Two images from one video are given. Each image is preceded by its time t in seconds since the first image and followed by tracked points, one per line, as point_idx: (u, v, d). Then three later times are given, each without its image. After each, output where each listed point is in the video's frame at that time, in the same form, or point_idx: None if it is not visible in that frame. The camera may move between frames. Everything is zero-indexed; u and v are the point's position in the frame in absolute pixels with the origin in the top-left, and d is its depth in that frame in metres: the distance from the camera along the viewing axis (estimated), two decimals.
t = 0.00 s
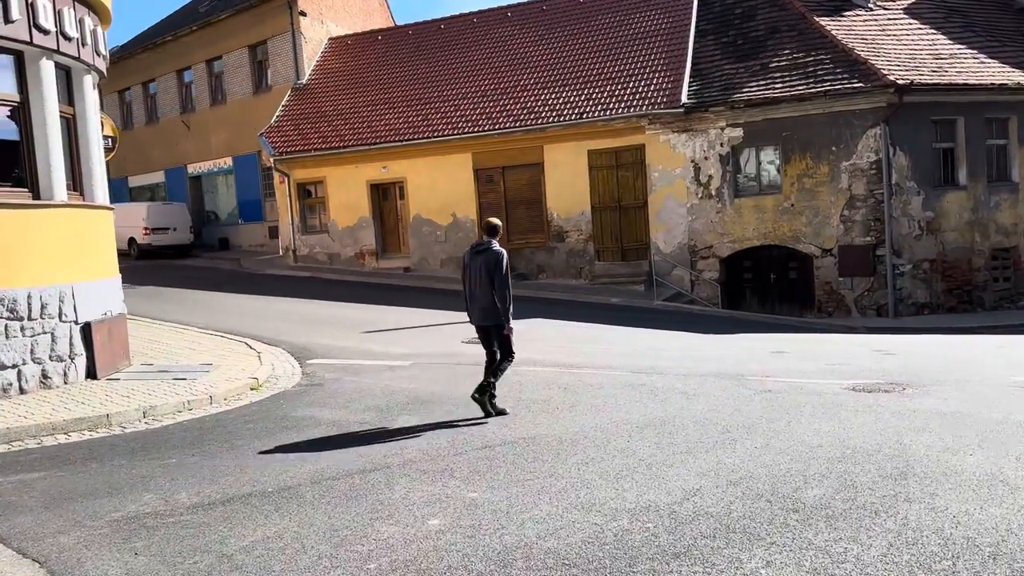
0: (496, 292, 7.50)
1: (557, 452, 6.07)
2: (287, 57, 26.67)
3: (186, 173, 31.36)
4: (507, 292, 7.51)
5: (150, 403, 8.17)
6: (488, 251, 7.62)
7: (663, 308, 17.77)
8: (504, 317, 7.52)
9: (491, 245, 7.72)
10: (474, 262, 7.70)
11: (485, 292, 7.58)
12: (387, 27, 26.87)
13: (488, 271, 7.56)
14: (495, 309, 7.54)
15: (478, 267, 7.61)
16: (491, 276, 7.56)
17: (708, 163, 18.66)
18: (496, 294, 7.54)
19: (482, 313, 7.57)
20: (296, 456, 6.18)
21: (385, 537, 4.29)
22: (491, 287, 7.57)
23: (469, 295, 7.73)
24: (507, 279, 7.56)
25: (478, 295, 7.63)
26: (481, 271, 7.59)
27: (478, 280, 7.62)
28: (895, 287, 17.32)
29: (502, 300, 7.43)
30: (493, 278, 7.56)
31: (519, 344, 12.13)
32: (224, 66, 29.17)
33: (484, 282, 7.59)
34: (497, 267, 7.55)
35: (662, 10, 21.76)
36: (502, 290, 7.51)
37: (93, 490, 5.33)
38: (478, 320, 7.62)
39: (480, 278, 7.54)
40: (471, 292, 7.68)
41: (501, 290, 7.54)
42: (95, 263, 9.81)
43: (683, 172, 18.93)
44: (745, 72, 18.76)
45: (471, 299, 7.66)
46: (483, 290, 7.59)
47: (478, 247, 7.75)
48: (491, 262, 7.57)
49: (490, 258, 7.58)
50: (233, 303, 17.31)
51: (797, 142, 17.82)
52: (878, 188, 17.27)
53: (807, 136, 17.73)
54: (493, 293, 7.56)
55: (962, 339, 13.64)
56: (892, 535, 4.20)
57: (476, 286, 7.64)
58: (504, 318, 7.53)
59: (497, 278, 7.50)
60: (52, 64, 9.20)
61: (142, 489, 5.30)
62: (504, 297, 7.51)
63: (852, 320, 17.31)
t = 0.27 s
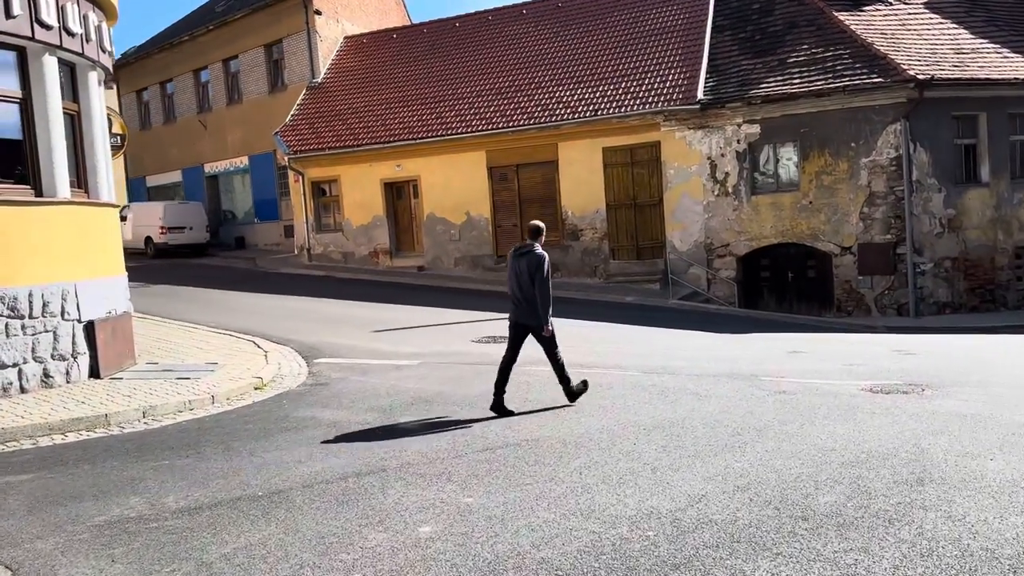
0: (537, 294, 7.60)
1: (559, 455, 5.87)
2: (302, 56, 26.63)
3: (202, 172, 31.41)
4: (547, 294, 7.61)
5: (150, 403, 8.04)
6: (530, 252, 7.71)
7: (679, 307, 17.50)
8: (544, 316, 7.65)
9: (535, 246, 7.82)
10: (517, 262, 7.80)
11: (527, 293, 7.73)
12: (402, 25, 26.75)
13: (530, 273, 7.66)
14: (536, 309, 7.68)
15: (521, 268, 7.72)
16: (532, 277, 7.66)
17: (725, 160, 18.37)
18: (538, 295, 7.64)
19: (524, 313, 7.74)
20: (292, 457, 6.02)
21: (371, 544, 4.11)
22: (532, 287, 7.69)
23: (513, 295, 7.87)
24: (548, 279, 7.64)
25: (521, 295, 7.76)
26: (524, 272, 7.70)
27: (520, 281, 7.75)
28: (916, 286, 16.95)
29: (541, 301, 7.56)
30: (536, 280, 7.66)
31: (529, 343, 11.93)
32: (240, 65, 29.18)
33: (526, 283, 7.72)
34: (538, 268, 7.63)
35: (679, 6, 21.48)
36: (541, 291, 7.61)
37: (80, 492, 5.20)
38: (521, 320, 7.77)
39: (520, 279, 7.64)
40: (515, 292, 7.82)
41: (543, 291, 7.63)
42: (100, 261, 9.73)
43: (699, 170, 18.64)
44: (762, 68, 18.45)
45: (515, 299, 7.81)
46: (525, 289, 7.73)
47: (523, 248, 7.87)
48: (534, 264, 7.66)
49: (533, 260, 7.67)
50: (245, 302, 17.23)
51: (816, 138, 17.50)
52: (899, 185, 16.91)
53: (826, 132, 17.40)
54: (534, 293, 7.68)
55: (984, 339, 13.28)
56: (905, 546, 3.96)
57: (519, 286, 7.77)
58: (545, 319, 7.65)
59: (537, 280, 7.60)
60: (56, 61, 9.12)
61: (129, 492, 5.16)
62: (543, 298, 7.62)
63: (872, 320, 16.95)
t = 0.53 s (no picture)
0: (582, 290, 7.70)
1: (561, 467, 5.67)
2: (315, 58, 26.59)
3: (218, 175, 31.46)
4: (592, 290, 7.70)
5: (150, 409, 7.93)
6: (572, 250, 7.83)
7: (693, 310, 17.25)
8: (589, 312, 7.74)
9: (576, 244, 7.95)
10: (559, 261, 7.91)
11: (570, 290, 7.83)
12: (415, 26, 26.64)
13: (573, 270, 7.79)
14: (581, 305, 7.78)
15: (564, 266, 7.83)
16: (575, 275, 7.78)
17: (741, 160, 18.11)
18: (582, 291, 7.73)
19: (568, 310, 7.83)
20: (287, 467, 5.88)
21: (356, 563, 3.94)
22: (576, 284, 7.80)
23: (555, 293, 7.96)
24: (592, 276, 7.75)
25: (564, 292, 7.85)
26: (567, 269, 7.81)
27: (563, 278, 7.85)
28: (936, 289, 16.61)
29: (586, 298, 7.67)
30: (579, 277, 7.77)
31: (539, 347, 11.75)
32: (255, 67, 29.19)
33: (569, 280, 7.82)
34: (582, 264, 7.75)
35: (694, 4, 21.23)
36: (586, 287, 7.70)
37: (66, 504, 5.07)
38: (566, 317, 7.85)
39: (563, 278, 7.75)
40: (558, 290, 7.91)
41: (586, 287, 7.72)
42: (104, 265, 9.64)
43: (715, 170, 18.38)
44: (779, 67, 18.17)
45: (558, 297, 7.89)
46: (568, 287, 7.83)
47: (564, 247, 7.99)
48: (576, 261, 7.78)
49: (574, 257, 7.79)
50: (255, 305, 17.16)
51: (833, 138, 17.19)
52: (919, 185, 16.57)
53: (843, 131, 17.09)
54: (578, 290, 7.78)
55: (1007, 343, 12.94)
56: (917, 568, 3.74)
57: (562, 284, 7.86)
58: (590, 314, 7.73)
59: (581, 276, 7.70)
60: (57, 62, 9.03)
61: (116, 504, 5.03)
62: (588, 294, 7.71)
63: (892, 323, 16.61)
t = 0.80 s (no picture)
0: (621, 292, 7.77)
1: (559, 472, 5.48)
2: (330, 59, 26.55)
3: (235, 176, 31.52)
4: (630, 290, 7.78)
5: (149, 411, 7.82)
6: (609, 253, 7.94)
7: (709, 310, 16.98)
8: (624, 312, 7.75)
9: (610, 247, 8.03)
10: (595, 263, 7.97)
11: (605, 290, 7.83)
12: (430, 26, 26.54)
13: (610, 272, 7.86)
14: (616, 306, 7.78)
15: (600, 267, 7.90)
16: (612, 277, 7.85)
17: (757, 159, 17.82)
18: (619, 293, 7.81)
19: (602, 310, 7.81)
20: (279, 471, 5.74)
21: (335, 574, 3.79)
22: (612, 286, 7.84)
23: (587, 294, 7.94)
24: (628, 278, 7.85)
25: (600, 293, 7.85)
26: (604, 271, 7.88)
27: (598, 280, 7.88)
28: (958, 289, 16.24)
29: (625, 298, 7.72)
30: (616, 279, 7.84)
31: (548, 348, 11.56)
32: (271, 68, 29.19)
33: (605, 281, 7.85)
34: (619, 267, 7.87)
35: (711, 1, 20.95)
36: (623, 288, 7.78)
37: (49, 509, 4.96)
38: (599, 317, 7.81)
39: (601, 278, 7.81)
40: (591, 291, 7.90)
41: (622, 289, 7.81)
42: (108, 264, 9.56)
43: (731, 169, 18.10)
44: (796, 63, 17.87)
45: (592, 297, 7.89)
46: (603, 288, 7.83)
47: (598, 250, 8.05)
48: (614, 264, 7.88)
49: (613, 261, 7.89)
50: (266, 305, 17.09)
51: (852, 136, 16.87)
52: (940, 183, 16.23)
53: (863, 128, 16.76)
54: (615, 291, 7.82)
55: None
56: None
57: (597, 285, 7.87)
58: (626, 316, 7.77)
59: (620, 278, 7.80)
60: (61, 62, 8.94)
61: (99, 509, 4.91)
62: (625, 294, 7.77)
63: (912, 324, 16.27)
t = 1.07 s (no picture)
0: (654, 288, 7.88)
1: (558, 483, 5.31)
2: (345, 62, 26.53)
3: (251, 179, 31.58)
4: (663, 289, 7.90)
5: (149, 416, 7.72)
6: (644, 249, 8.00)
7: (724, 314, 16.73)
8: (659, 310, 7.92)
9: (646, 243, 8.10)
10: (630, 260, 8.07)
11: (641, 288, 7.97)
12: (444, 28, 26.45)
13: (644, 270, 7.95)
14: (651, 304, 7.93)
15: (635, 264, 8.00)
16: (646, 274, 7.94)
17: (774, 159, 17.55)
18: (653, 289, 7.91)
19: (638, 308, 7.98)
20: (273, 480, 5.61)
21: None
22: (646, 283, 7.95)
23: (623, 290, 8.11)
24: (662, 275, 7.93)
25: (635, 291, 8.00)
26: (638, 268, 7.97)
27: (633, 277, 8.01)
28: (980, 291, 15.89)
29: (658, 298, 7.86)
30: (650, 275, 7.93)
31: (558, 352, 11.38)
32: (287, 72, 29.23)
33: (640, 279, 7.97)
34: (653, 264, 7.92)
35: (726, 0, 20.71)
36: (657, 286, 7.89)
37: (33, 519, 4.85)
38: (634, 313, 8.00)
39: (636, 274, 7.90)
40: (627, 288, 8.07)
41: (656, 286, 7.92)
42: (112, 268, 9.51)
43: (747, 170, 17.84)
44: (814, 62, 17.58)
45: (627, 294, 8.07)
46: (638, 285, 7.97)
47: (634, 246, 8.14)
48: (648, 259, 7.94)
49: (646, 256, 7.95)
50: (277, 309, 17.03)
51: (870, 136, 16.56)
52: (961, 184, 15.90)
53: (882, 128, 16.45)
54: (649, 289, 7.94)
55: None
56: None
57: (632, 282, 8.01)
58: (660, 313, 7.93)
59: (653, 276, 7.88)
60: (63, 64, 8.91)
61: (84, 519, 4.80)
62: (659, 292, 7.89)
63: (933, 327, 15.93)
